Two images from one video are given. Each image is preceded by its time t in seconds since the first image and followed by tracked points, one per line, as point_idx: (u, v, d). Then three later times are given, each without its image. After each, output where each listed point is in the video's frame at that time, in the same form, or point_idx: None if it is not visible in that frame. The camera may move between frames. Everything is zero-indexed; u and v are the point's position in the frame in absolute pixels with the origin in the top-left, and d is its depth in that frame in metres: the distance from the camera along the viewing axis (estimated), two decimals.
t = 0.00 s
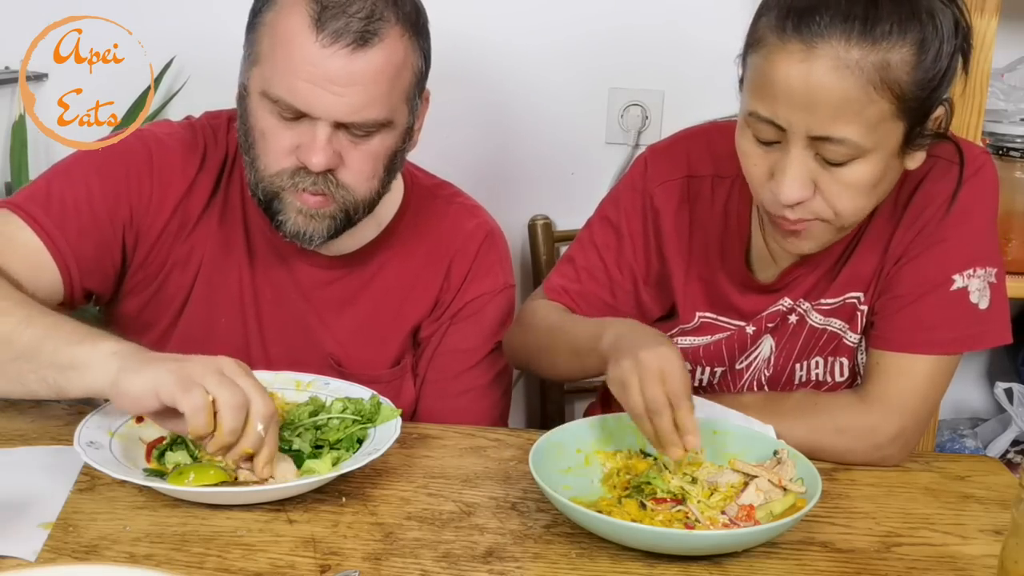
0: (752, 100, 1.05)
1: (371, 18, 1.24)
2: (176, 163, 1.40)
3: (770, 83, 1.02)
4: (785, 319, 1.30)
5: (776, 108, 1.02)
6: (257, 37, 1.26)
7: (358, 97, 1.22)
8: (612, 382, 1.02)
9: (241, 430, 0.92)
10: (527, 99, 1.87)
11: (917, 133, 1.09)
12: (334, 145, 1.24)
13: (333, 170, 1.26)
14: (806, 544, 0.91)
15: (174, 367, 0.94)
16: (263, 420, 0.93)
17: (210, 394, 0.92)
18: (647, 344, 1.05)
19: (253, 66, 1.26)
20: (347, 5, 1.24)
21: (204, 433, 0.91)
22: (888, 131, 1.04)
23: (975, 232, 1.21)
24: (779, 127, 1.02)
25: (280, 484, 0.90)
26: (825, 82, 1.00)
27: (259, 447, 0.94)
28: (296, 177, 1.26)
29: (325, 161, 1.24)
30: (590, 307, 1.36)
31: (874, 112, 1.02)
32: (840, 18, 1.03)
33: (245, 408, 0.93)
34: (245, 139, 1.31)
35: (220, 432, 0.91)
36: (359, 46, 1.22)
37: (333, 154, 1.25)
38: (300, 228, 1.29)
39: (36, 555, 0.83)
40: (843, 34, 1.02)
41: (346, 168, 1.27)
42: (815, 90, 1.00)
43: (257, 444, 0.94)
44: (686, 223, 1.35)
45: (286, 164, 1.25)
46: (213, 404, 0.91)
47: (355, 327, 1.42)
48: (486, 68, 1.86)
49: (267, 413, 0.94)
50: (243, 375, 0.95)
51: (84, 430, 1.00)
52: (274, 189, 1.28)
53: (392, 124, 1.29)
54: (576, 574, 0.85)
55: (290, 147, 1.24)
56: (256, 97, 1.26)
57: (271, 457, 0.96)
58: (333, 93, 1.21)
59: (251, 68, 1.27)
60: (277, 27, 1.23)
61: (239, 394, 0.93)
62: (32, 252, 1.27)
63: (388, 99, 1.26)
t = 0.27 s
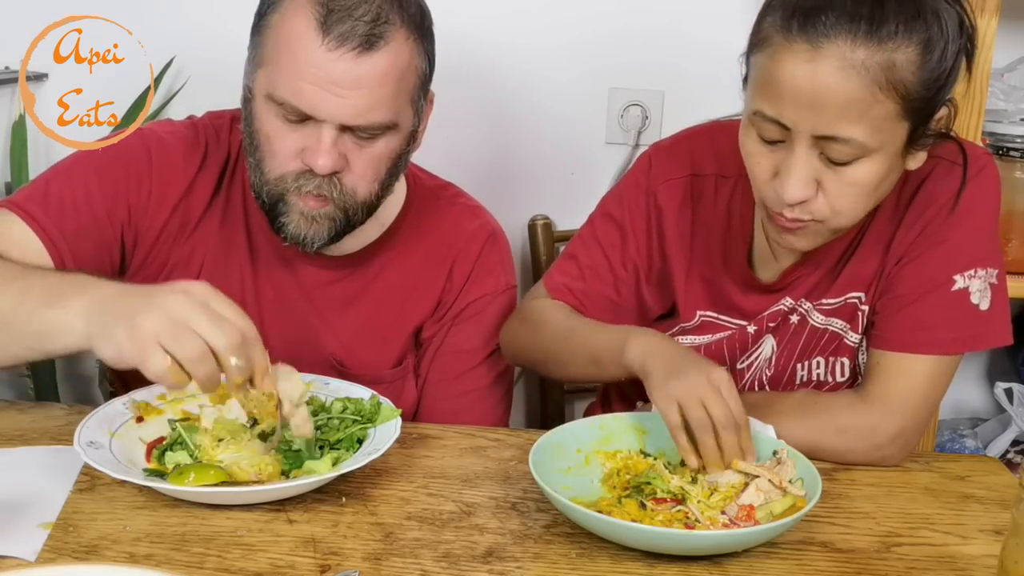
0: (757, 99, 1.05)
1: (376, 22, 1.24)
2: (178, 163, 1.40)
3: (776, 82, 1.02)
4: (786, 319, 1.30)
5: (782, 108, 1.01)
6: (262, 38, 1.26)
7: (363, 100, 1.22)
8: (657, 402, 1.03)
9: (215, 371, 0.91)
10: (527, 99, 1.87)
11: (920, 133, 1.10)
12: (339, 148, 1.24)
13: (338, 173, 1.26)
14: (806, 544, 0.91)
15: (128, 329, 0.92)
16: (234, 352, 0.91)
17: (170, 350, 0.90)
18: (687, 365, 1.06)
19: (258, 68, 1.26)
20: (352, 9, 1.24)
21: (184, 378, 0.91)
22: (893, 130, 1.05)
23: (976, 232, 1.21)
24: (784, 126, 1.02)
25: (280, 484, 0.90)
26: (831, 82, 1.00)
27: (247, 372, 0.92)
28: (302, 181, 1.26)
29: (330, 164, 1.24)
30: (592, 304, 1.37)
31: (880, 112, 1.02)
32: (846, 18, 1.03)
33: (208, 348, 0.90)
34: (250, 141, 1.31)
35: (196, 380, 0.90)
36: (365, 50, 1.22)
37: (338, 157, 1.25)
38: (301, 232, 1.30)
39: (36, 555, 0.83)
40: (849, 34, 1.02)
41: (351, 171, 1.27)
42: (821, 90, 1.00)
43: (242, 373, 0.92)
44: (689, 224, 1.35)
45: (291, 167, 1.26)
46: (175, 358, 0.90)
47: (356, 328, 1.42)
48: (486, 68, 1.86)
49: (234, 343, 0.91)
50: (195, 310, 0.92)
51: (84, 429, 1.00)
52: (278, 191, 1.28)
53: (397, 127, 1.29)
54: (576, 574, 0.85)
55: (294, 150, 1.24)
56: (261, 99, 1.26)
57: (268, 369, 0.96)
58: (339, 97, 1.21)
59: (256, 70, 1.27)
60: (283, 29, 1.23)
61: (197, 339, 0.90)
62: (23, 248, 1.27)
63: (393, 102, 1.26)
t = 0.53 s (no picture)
0: (766, 96, 1.05)
1: (376, 21, 1.24)
2: (177, 164, 1.41)
3: (787, 80, 1.02)
4: (788, 320, 1.30)
5: (791, 105, 1.01)
6: (261, 39, 1.26)
7: (363, 100, 1.22)
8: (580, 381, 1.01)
9: (214, 415, 0.92)
10: (527, 99, 1.87)
11: (927, 137, 1.09)
12: (339, 148, 1.24)
13: (338, 172, 1.26)
14: (806, 544, 0.91)
15: (144, 349, 0.92)
16: (234, 404, 0.92)
17: (178, 382, 0.91)
18: (619, 352, 1.04)
19: (258, 68, 1.26)
20: (352, 9, 1.24)
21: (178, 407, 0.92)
22: (901, 133, 1.05)
23: (978, 234, 1.21)
24: (793, 124, 1.02)
25: (282, 485, 0.90)
26: (842, 82, 1.00)
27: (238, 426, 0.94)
28: (302, 180, 1.26)
29: (330, 164, 1.24)
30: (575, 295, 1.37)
31: (890, 114, 1.02)
32: (860, 17, 1.03)
33: (213, 392, 0.91)
34: (249, 140, 1.31)
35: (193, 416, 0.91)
36: (364, 49, 1.22)
37: (339, 157, 1.25)
38: (303, 233, 1.30)
39: (36, 555, 0.83)
40: (862, 34, 1.02)
41: (351, 170, 1.27)
42: (831, 89, 1.00)
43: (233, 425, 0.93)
44: (690, 222, 1.34)
45: (291, 166, 1.26)
46: (180, 392, 0.91)
47: (356, 327, 1.42)
48: (486, 67, 1.86)
49: (237, 396, 0.92)
50: (211, 354, 0.92)
51: (84, 430, 1.00)
52: (279, 190, 1.28)
53: (397, 126, 1.29)
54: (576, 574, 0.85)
55: (294, 149, 1.24)
56: (261, 99, 1.26)
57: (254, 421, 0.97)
58: (339, 96, 1.21)
59: (256, 70, 1.27)
60: (282, 30, 1.23)
61: (206, 378, 0.91)
62: (16, 249, 1.28)
63: (394, 101, 1.26)
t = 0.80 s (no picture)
0: (764, 94, 1.05)
1: (369, 16, 1.24)
2: (173, 161, 1.41)
3: (785, 78, 1.02)
4: (787, 319, 1.30)
5: (789, 103, 1.01)
6: (256, 35, 1.26)
7: (356, 95, 1.22)
8: (564, 392, 0.99)
9: (188, 395, 0.91)
10: (527, 99, 1.87)
11: (925, 136, 1.09)
12: (332, 143, 1.25)
13: (331, 167, 1.26)
14: (806, 544, 0.91)
15: (125, 327, 0.93)
16: (207, 383, 0.91)
17: (154, 360, 0.90)
18: (612, 364, 1.01)
19: (252, 64, 1.26)
20: (345, 3, 1.24)
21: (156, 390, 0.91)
22: (898, 133, 1.05)
23: (977, 234, 1.21)
24: (790, 122, 1.02)
25: (281, 484, 0.91)
26: (840, 80, 1.00)
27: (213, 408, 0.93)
28: (295, 175, 1.26)
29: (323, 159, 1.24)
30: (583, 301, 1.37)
31: (887, 113, 1.02)
32: (859, 16, 1.03)
33: (189, 370, 0.91)
34: (245, 137, 1.31)
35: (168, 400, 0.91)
36: (357, 44, 1.22)
37: (331, 152, 1.25)
38: (300, 229, 1.30)
39: (36, 555, 0.83)
40: (861, 32, 1.02)
41: (344, 166, 1.27)
42: (829, 87, 1.00)
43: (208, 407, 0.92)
44: (690, 221, 1.34)
45: (284, 162, 1.26)
46: (157, 370, 0.90)
47: (355, 326, 1.42)
48: (486, 67, 1.86)
49: (212, 376, 0.92)
50: (190, 333, 0.92)
51: (84, 430, 1.00)
52: (273, 186, 1.28)
53: (390, 122, 1.29)
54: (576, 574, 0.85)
55: (288, 145, 1.24)
56: (255, 95, 1.26)
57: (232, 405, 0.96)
58: (332, 91, 1.21)
59: (250, 66, 1.27)
60: (276, 25, 1.23)
61: (181, 358, 0.91)
62: (7, 239, 1.31)
63: (387, 98, 1.26)
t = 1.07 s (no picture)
0: (766, 93, 1.05)
1: (365, 12, 1.24)
2: (172, 162, 1.40)
3: (787, 76, 1.02)
4: (788, 318, 1.30)
5: (791, 101, 1.01)
6: (253, 33, 1.26)
7: (352, 91, 1.22)
8: (576, 394, 1.04)
9: (196, 439, 0.96)
10: (527, 99, 1.87)
11: (927, 135, 1.10)
12: (329, 140, 1.24)
13: (330, 164, 1.26)
14: (806, 544, 0.91)
15: (144, 368, 0.96)
16: (213, 430, 0.95)
17: (165, 407, 0.95)
18: (621, 367, 1.06)
19: (249, 62, 1.26)
20: None
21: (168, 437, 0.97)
22: (900, 130, 1.05)
23: (979, 234, 1.21)
24: (792, 121, 1.02)
25: (281, 484, 0.90)
26: (842, 79, 1.00)
27: (223, 450, 0.97)
28: (292, 172, 1.26)
29: (321, 156, 1.24)
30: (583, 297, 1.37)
31: (890, 111, 1.02)
32: (861, 14, 1.03)
33: (195, 419, 0.95)
34: (243, 135, 1.31)
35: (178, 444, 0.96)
36: (353, 40, 1.22)
37: (329, 149, 1.25)
38: (300, 225, 1.30)
39: (36, 555, 0.83)
40: (862, 31, 1.02)
41: (342, 162, 1.27)
42: (831, 85, 1.00)
43: (217, 450, 0.97)
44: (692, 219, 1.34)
45: (282, 159, 1.26)
46: (167, 419, 0.95)
47: (354, 325, 1.42)
48: (486, 67, 1.86)
49: (218, 424, 0.95)
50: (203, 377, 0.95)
51: (84, 430, 1.00)
52: (271, 184, 1.28)
53: (388, 118, 1.29)
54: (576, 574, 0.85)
55: (286, 142, 1.24)
56: (252, 93, 1.26)
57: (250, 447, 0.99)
58: (329, 87, 1.21)
59: (247, 64, 1.27)
60: (272, 23, 1.23)
61: (190, 406, 0.95)
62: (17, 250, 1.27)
63: (383, 94, 1.26)
